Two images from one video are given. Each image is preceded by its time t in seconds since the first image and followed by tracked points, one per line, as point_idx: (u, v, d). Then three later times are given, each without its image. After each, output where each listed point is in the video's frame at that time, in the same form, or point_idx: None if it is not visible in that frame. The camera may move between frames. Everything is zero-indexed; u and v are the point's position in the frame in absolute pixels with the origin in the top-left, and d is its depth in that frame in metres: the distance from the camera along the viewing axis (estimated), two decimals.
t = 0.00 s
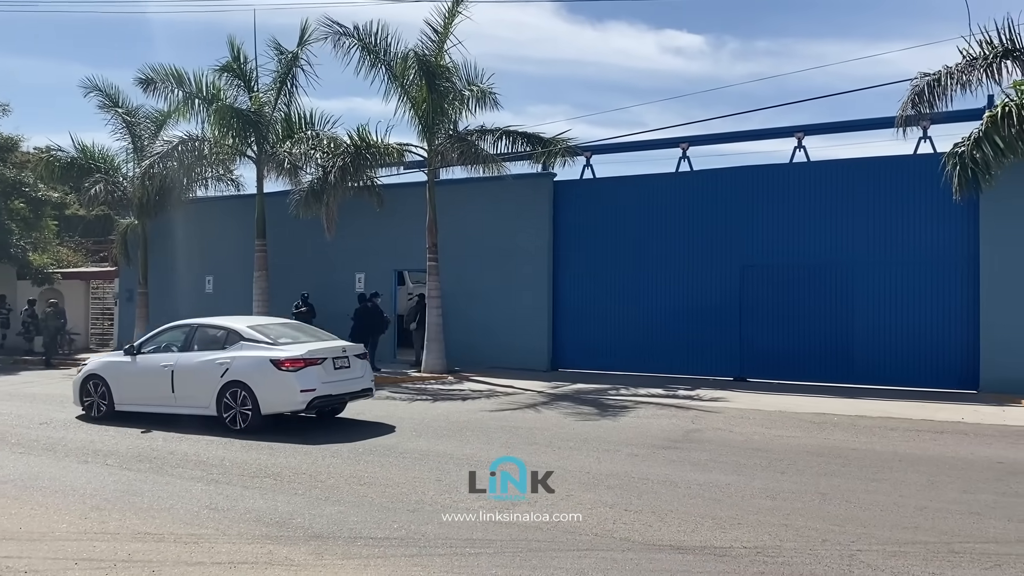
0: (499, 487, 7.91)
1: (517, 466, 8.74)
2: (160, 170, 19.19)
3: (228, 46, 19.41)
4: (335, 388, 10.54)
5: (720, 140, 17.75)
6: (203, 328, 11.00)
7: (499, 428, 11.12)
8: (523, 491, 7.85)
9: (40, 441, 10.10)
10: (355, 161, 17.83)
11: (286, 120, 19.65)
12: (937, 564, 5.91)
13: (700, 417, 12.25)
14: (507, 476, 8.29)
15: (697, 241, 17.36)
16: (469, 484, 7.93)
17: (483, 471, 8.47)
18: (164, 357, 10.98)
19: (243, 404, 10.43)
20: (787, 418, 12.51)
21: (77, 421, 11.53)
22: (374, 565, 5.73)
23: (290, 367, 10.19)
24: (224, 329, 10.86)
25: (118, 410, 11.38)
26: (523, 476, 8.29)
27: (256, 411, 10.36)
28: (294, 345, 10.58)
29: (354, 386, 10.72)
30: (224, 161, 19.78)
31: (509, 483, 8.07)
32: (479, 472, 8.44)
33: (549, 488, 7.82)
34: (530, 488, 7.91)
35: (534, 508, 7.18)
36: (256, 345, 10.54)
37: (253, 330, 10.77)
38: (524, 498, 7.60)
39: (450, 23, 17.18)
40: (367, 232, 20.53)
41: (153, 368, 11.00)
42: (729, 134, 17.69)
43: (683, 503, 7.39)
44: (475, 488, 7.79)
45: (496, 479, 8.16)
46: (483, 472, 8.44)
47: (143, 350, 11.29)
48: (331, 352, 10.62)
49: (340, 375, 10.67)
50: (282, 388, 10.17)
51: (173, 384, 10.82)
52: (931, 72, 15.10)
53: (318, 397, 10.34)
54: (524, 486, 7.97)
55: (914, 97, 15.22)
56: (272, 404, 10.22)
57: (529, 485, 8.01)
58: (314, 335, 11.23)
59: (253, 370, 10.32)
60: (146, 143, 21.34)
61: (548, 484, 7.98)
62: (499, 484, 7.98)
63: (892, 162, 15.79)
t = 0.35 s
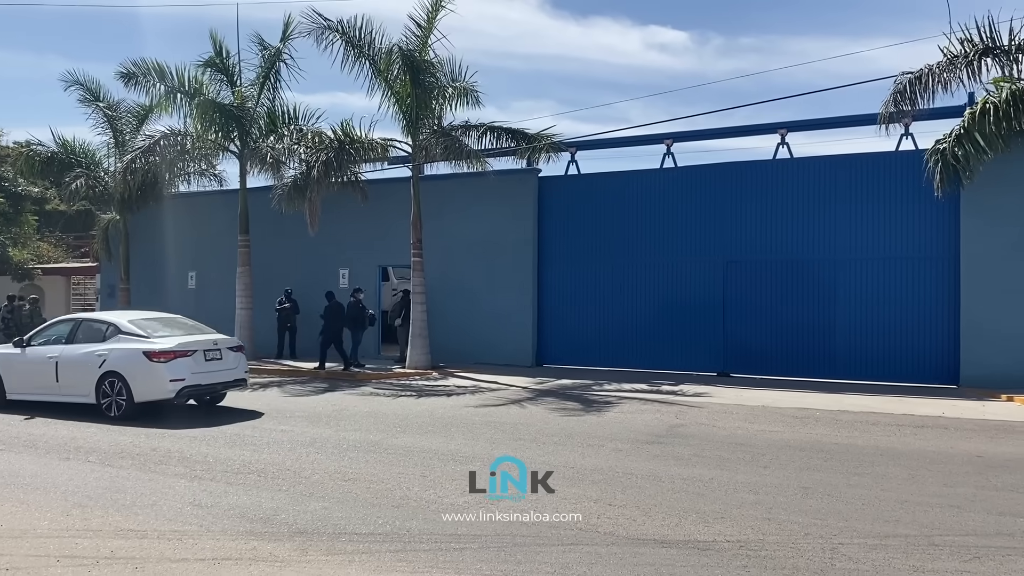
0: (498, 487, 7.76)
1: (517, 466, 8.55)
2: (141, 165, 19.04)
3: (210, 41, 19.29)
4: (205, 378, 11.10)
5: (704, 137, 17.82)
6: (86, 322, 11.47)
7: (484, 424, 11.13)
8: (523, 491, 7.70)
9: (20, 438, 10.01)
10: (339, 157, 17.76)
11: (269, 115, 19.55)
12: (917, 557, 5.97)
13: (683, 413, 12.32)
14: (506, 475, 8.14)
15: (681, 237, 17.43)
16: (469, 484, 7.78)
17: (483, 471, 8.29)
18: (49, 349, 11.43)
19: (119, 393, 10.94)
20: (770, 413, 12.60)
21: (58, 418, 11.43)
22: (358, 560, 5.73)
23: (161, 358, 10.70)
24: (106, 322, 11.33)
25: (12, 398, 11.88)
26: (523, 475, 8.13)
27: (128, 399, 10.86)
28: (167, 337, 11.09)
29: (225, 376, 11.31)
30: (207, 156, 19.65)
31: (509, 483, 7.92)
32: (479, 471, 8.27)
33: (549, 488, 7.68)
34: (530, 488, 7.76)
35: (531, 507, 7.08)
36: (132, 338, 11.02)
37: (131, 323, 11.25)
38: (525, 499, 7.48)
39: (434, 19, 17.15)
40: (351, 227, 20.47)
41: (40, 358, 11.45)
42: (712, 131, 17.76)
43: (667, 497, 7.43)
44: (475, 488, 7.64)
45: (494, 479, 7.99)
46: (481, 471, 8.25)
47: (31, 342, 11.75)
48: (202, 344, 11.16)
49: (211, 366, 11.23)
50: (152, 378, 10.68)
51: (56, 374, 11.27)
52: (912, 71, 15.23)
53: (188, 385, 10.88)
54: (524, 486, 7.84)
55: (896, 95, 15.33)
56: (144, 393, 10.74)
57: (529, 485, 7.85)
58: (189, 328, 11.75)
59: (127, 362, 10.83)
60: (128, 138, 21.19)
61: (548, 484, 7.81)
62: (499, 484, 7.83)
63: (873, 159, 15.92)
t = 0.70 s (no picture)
0: (498, 487, 7.56)
1: (517, 465, 8.32)
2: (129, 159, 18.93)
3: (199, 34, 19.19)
4: (97, 367, 11.80)
5: (693, 131, 17.86)
6: None
7: (474, 418, 11.14)
8: (523, 491, 7.51)
9: (8, 432, 9.97)
10: (329, 151, 17.70)
11: (258, 109, 19.46)
12: (904, 548, 6.03)
13: (673, 406, 12.36)
14: (507, 475, 7.94)
15: (670, 231, 17.47)
16: (469, 484, 7.57)
17: (483, 471, 8.05)
18: None
19: (13, 380, 11.64)
20: (759, 407, 12.66)
21: (47, 413, 11.40)
22: (348, 554, 5.73)
23: (53, 348, 11.43)
24: (8, 315, 12.05)
25: None
26: (523, 475, 7.93)
27: (24, 386, 11.57)
28: (63, 328, 11.81)
29: (116, 365, 11.98)
30: (195, 150, 19.55)
31: (508, 483, 7.72)
32: (479, 471, 8.04)
33: (549, 488, 7.50)
34: (530, 488, 7.57)
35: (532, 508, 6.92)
36: (29, 329, 11.76)
37: (30, 315, 11.98)
38: (525, 498, 7.31)
39: (424, 12, 17.09)
40: (340, 221, 20.43)
41: None
42: (702, 125, 17.80)
43: (656, 490, 7.47)
44: (475, 488, 7.45)
45: (495, 479, 7.79)
46: (482, 471, 8.04)
47: None
48: (94, 335, 11.88)
49: (103, 355, 11.91)
50: (44, 367, 11.41)
51: None
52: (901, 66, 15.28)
53: (79, 373, 11.58)
54: (524, 486, 7.64)
55: (885, 91, 15.36)
56: (36, 380, 11.46)
57: (529, 485, 7.67)
58: (88, 321, 12.48)
59: (22, 352, 11.58)
60: (116, 132, 21.07)
61: (548, 484, 7.63)
62: (499, 484, 7.62)
63: (861, 154, 15.98)
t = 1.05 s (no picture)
0: (498, 488, 7.37)
1: (518, 466, 8.09)
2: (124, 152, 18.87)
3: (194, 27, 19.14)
4: (5, 355, 12.48)
5: (689, 125, 17.86)
6: None
7: (468, 412, 11.15)
8: (523, 491, 7.32)
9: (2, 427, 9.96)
10: (323, 145, 17.69)
11: (253, 102, 19.41)
12: (895, 542, 6.05)
13: (667, 401, 12.39)
14: (507, 475, 7.74)
15: (666, 226, 17.48)
16: (469, 484, 7.39)
17: (484, 471, 7.83)
18: None
19: None
20: (752, 401, 12.69)
21: (41, 407, 11.39)
22: (340, 549, 5.74)
23: None
24: None
25: None
26: (523, 475, 7.72)
27: None
28: None
29: (26, 354, 12.68)
30: (190, 144, 19.50)
31: (509, 483, 7.50)
32: (479, 471, 7.82)
33: (548, 488, 7.31)
34: (531, 488, 7.38)
35: (531, 508, 6.77)
36: None
37: None
38: (524, 499, 7.12)
39: (419, 6, 17.05)
40: (335, 216, 20.40)
41: None
42: (697, 119, 17.80)
43: (649, 485, 7.49)
44: (474, 488, 7.27)
45: (495, 479, 7.59)
46: (484, 471, 7.83)
47: None
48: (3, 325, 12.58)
49: (12, 344, 12.61)
50: None
51: None
52: (895, 61, 15.29)
53: None
54: (524, 486, 7.45)
55: (880, 85, 15.37)
56: None
57: (529, 485, 7.47)
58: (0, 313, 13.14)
59: None
60: (110, 125, 21.02)
61: (549, 484, 7.44)
62: (499, 484, 7.43)
63: (856, 149, 16.00)
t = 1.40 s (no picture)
0: (498, 488, 7.18)
1: (517, 465, 7.86)
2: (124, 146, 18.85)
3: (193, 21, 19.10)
4: None
5: (689, 119, 17.83)
6: None
7: (467, 406, 11.16)
8: (524, 491, 7.13)
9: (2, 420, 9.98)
10: (322, 139, 17.68)
11: (253, 96, 19.38)
12: (892, 536, 6.06)
13: (666, 395, 12.40)
14: (507, 474, 7.54)
15: (666, 220, 17.46)
16: (470, 484, 7.20)
17: (484, 471, 7.62)
18: None
19: None
20: (751, 395, 12.70)
21: (41, 400, 11.41)
22: (338, 542, 5.75)
23: None
24: None
25: None
26: (523, 475, 7.51)
27: None
28: None
29: None
30: (190, 138, 19.49)
31: (509, 483, 7.30)
32: (479, 471, 7.61)
33: (548, 489, 7.12)
34: (531, 488, 7.19)
35: (530, 507, 6.63)
36: None
37: None
38: (523, 499, 6.96)
39: None
40: (335, 209, 20.39)
41: None
42: (698, 113, 17.77)
43: (647, 478, 7.50)
44: (474, 488, 7.09)
45: (495, 479, 7.40)
46: (483, 471, 7.61)
47: None
48: None
49: None
50: None
51: None
52: (896, 54, 15.24)
53: None
54: (524, 486, 7.25)
55: (880, 79, 15.33)
56: None
57: (530, 485, 7.27)
58: None
59: None
60: (110, 118, 20.99)
61: (549, 484, 7.24)
62: (499, 484, 7.24)
63: (857, 143, 15.97)
